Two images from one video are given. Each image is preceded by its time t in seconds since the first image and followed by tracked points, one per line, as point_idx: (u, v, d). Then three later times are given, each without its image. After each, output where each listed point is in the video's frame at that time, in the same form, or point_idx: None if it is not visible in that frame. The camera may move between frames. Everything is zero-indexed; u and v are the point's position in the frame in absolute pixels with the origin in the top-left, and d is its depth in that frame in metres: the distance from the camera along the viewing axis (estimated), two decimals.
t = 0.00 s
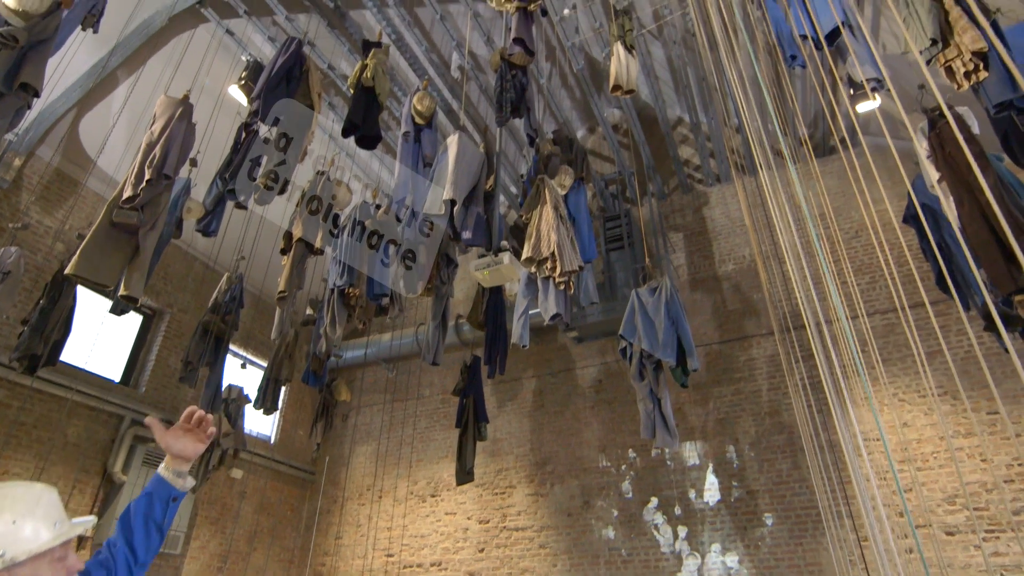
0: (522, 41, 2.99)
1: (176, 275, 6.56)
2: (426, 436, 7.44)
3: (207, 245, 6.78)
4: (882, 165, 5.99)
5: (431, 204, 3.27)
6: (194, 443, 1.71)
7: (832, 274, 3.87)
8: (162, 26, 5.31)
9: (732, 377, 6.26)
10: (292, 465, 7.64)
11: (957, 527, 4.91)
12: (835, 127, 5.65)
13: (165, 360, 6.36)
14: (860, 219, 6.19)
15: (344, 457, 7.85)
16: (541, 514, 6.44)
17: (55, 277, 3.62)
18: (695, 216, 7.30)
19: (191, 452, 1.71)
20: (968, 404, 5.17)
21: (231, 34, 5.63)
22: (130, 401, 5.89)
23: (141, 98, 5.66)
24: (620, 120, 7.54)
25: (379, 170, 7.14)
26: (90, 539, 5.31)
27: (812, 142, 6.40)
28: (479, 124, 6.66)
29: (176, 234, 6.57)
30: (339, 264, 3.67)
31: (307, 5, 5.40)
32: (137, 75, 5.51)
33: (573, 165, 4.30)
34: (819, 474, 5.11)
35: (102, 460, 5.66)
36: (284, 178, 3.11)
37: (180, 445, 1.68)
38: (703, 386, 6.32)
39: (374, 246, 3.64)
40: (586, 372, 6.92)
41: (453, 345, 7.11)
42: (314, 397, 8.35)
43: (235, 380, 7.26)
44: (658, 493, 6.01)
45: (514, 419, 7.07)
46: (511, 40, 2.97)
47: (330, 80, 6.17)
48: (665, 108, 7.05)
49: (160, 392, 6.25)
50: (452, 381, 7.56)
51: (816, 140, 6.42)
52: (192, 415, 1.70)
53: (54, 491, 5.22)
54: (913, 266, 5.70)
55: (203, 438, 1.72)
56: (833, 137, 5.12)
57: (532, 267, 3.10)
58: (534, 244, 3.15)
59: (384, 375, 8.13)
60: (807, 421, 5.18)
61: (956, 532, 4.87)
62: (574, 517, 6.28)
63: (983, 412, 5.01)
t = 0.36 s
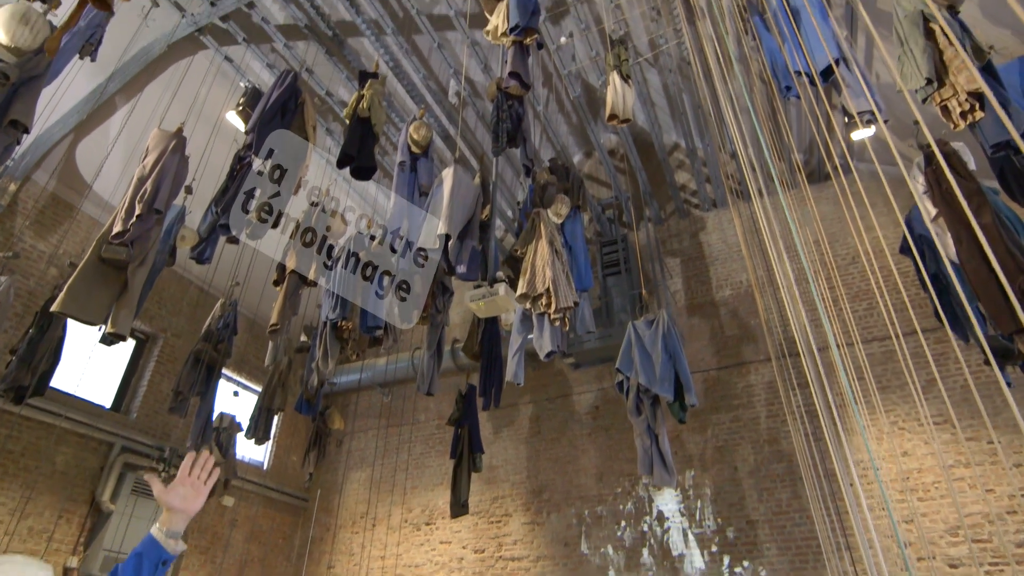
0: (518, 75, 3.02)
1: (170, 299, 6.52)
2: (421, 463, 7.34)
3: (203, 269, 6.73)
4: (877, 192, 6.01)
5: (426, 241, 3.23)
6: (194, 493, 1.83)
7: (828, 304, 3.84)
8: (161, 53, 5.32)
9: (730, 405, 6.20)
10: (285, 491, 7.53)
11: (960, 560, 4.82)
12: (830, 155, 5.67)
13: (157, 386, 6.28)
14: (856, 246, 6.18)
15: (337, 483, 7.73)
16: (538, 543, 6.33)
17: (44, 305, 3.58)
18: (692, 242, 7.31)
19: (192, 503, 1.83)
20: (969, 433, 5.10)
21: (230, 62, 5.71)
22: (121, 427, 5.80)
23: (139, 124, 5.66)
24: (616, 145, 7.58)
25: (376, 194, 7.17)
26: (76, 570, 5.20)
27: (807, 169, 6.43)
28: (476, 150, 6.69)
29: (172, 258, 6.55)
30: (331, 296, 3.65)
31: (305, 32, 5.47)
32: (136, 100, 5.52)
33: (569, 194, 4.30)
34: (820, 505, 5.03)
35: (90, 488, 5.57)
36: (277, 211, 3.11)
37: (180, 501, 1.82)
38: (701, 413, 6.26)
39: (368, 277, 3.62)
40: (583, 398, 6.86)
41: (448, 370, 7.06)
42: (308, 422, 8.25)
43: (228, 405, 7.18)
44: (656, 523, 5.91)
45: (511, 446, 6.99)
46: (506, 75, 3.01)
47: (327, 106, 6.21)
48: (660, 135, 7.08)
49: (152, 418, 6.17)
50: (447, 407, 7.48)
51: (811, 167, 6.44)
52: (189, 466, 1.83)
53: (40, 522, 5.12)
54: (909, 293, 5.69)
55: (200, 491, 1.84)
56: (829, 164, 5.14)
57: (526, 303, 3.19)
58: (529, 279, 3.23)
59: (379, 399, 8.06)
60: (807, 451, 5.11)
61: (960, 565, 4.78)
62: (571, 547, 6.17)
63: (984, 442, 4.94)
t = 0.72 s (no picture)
0: (515, 107, 2.99)
1: (166, 324, 6.47)
2: (417, 489, 7.24)
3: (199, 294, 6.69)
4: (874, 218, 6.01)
5: (423, 273, 3.24)
6: (185, 549, 2.45)
7: (826, 334, 3.82)
8: (161, 79, 5.33)
9: (730, 431, 6.14)
10: (279, 518, 7.41)
11: None
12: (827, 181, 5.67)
13: (150, 412, 6.21)
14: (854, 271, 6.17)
15: (332, 510, 7.61)
16: (535, 573, 6.22)
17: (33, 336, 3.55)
18: (690, 266, 7.30)
19: (181, 559, 2.44)
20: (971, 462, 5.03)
21: (230, 88, 5.78)
22: (113, 454, 5.72)
23: (137, 149, 5.67)
24: (613, 169, 7.61)
25: (373, 218, 7.16)
26: None
27: (804, 194, 6.44)
28: (474, 175, 6.70)
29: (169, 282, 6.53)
30: (326, 328, 3.64)
31: (305, 60, 5.50)
32: (135, 126, 5.54)
33: (567, 222, 4.29)
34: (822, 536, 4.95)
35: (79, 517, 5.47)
36: (272, 242, 3.12)
37: (172, 558, 2.42)
38: (700, 439, 6.19)
39: (363, 308, 3.56)
40: (582, 424, 6.79)
41: (446, 395, 7.00)
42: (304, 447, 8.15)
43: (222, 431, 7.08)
44: (655, 554, 5.80)
45: (508, 472, 6.91)
46: (503, 108, 2.99)
47: (326, 131, 6.23)
48: (658, 160, 7.09)
49: (145, 445, 6.09)
50: (444, 432, 7.39)
51: (808, 192, 6.45)
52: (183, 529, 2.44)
53: (27, 552, 5.01)
54: (908, 319, 5.66)
55: (188, 549, 2.44)
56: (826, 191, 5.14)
57: (522, 339, 3.17)
58: (525, 315, 3.22)
59: (375, 424, 7.97)
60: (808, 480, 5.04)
61: None
62: None
63: (988, 471, 4.87)
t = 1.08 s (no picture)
0: (513, 138, 2.98)
1: (161, 349, 6.41)
2: (414, 516, 7.11)
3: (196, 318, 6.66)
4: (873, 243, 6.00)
5: (420, 305, 3.23)
6: None
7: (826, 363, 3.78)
8: (161, 105, 5.35)
9: (731, 458, 6.07)
10: (273, 546, 7.29)
11: None
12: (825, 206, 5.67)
13: (144, 438, 6.13)
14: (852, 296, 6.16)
15: (327, 537, 7.50)
16: None
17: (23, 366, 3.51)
18: (688, 289, 7.29)
19: None
20: (975, 491, 4.95)
21: (229, 113, 5.80)
22: (105, 481, 5.65)
23: (137, 173, 5.68)
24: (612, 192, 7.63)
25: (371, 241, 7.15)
26: None
27: (802, 218, 6.44)
28: (472, 199, 6.70)
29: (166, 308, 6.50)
30: (321, 361, 3.65)
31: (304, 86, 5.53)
32: (135, 151, 5.55)
33: (565, 249, 4.27)
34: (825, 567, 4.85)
35: (69, 547, 5.37)
36: (269, 273, 3.03)
37: None
38: (701, 466, 6.12)
39: (359, 338, 3.52)
40: (581, 450, 6.72)
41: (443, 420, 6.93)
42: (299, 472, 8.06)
43: (216, 457, 6.99)
44: None
45: (506, 499, 6.81)
46: (501, 140, 2.96)
47: (325, 156, 6.25)
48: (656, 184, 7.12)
49: (137, 472, 6.01)
50: (441, 457, 7.30)
51: (807, 216, 6.44)
52: None
53: None
54: (910, 344, 5.61)
55: None
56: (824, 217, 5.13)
57: (519, 375, 3.17)
58: (523, 351, 3.21)
59: (372, 449, 7.88)
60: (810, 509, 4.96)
61: None
62: None
63: (994, 500, 4.78)
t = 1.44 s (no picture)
0: (512, 170, 2.97)
1: (156, 373, 6.34)
2: (411, 544, 6.96)
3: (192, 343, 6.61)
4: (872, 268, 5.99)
5: (417, 337, 3.20)
6: None
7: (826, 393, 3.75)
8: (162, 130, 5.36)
9: (732, 486, 5.99)
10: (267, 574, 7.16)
11: None
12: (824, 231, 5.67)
13: (137, 465, 6.04)
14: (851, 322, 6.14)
15: (322, 565, 7.36)
16: None
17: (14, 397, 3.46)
18: (688, 314, 7.26)
19: None
20: (981, 521, 4.85)
21: (228, 138, 5.80)
22: (97, 510, 5.56)
23: (137, 198, 5.66)
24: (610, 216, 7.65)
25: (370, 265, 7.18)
26: None
27: (801, 243, 6.44)
28: (471, 223, 6.70)
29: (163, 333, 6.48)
30: (316, 395, 3.59)
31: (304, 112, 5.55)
32: (134, 175, 5.54)
33: (564, 276, 4.25)
34: None
35: None
36: (264, 305, 3.13)
37: None
38: (701, 494, 6.04)
39: (355, 370, 3.50)
40: (580, 477, 6.63)
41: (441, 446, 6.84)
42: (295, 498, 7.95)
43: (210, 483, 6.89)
44: None
45: (504, 527, 6.70)
46: (499, 172, 2.95)
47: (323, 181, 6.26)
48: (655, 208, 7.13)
49: (130, 499, 5.91)
50: (439, 483, 7.20)
51: (805, 241, 6.43)
52: None
53: None
54: (912, 370, 5.55)
55: None
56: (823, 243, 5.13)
57: (517, 413, 3.16)
58: (520, 389, 3.19)
59: (368, 474, 7.78)
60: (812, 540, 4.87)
61: None
62: None
63: (1001, 530, 4.69)
